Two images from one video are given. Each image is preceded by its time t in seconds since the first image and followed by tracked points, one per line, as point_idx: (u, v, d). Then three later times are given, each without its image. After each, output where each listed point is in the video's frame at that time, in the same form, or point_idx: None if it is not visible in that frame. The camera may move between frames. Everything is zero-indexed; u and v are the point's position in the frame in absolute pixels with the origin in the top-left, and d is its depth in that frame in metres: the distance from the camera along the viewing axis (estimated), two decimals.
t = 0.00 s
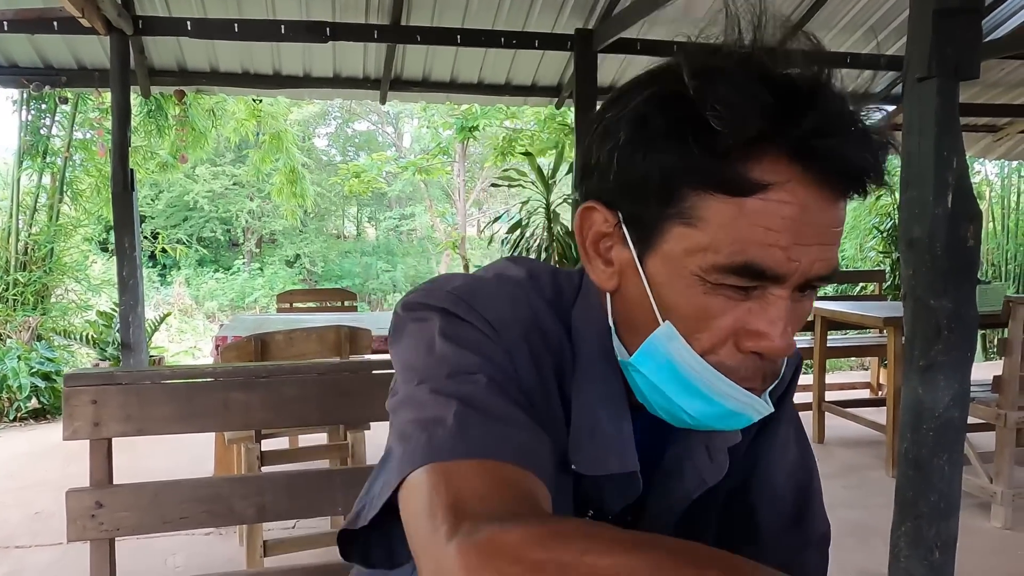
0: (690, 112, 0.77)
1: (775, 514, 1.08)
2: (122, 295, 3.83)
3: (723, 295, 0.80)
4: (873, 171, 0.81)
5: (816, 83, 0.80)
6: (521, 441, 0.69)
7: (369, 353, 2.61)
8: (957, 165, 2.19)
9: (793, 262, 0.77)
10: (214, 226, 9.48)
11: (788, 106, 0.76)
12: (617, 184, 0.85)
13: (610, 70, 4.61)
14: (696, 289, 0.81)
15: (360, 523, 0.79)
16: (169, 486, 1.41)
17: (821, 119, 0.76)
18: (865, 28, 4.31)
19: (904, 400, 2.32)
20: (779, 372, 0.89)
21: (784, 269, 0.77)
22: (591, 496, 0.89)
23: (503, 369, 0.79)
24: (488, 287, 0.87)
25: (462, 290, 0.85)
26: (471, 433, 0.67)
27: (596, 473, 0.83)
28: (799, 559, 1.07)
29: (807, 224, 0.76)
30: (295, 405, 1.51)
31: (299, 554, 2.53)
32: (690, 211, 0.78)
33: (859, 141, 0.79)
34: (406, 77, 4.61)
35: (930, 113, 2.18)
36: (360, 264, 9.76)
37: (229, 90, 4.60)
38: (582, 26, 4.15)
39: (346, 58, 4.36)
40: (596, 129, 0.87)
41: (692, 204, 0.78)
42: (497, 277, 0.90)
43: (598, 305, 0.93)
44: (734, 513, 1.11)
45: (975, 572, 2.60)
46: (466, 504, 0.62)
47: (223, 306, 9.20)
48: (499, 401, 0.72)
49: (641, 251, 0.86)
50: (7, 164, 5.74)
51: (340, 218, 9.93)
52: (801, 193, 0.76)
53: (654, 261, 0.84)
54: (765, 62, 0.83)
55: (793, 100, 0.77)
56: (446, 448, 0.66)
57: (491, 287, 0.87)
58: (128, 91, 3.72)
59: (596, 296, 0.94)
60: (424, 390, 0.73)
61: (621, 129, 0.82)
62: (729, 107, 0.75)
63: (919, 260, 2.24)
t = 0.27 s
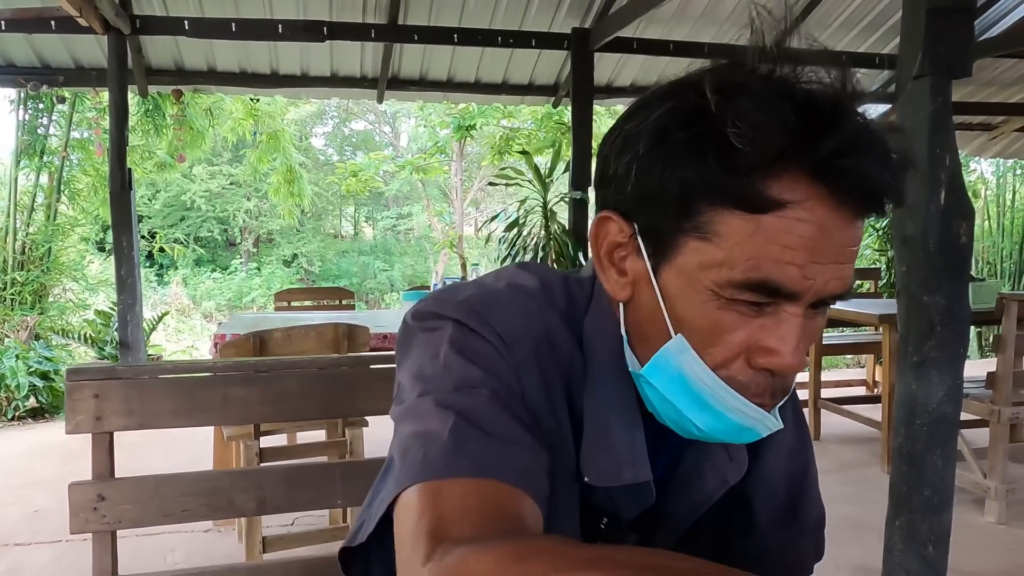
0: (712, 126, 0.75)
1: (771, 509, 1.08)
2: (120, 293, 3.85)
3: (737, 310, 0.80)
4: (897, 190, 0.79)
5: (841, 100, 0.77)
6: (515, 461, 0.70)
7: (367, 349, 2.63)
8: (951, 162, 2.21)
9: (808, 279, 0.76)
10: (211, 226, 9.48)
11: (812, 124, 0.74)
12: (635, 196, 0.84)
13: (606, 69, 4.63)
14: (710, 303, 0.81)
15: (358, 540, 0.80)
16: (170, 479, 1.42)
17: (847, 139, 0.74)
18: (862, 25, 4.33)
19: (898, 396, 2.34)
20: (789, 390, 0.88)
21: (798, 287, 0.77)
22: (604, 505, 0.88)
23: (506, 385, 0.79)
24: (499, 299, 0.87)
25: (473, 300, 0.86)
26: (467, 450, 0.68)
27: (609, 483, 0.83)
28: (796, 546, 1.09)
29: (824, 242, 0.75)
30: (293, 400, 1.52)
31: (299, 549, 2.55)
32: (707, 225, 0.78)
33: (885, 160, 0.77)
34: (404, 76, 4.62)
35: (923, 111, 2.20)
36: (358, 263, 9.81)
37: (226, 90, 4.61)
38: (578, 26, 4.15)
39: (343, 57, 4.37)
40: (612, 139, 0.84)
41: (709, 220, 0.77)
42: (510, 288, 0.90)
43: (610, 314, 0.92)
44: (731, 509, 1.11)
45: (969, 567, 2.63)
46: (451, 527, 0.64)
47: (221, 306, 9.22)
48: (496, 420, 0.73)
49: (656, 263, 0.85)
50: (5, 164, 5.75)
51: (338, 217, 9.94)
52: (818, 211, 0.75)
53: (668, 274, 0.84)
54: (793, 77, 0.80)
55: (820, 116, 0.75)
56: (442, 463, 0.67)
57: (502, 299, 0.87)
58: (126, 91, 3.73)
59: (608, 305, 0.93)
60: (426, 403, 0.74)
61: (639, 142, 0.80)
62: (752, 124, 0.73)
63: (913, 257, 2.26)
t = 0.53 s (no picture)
0: (703, 137, 0.76)
1: (769, 512, 1.09)
2: (117, 294, 3.84)
3: (729, 318, 0.80)
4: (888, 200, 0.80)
5: (830, 115, 0.79)
6: (496, 475, 0.71)
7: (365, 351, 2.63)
8: (946, 163, 2.21)
9: (799, 288, 0.77)
10: (208, 226, 9.47)
11: (802, 135, 0.75)
12: (629, 206, 0.85)
13: (604, 69, 4.63)
14: (702, 312, 0.82)
15: (350, 554, 0.81)
16: (169, 482, 1.42)
17: (836, 150, 0.75)
18: (858, 26, 4.34)
19: (894, 396, 2.35)
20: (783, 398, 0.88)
21: (789, 296, 0.77)
22: (600, 511, 0.89)
23: (496, 398, 0.80)
24: (493, 310, 0.86)
25: (467, 311, 0.85)
26: (450, 465, 0.70)
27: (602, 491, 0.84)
28: (792, 550, 1.10)
29: (814, 253, 0.76)
30: (292, 401, 1.52)
31: (296, 551, 2.55)
32: (699, 236, 0.78)
33: (876, 170, 0.78)
34: (401, 76, 4.62)
35: (919, 112, 2.21)
36: (355, 263, 9.79)
37: (223, 90, 4.61)
38: (576, 26, 4.15)
39: (340, 57, 4.36)
40: (608, 149, 0.85)
41: (701, 229, 0.78)
42: (506, 297, 0.89)
43: (606, 323, 0.92)
44: (727, 511, 1.11)
45: (964, 566, 2.64)
46: (420, 542, 0.66)
47: (218, 306, 9.21)
48: (483, 434, 0.74)
49: (650, 272, 0.86)
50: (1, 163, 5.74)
51: (335, 217, 9.92)
52: (809, 221, 0.76)
53: (661, 283, 0.84)
54: (783, 89, 0.82)
55: (809, 128, 0.76)
56: (426, 479, 0.69)
57: (497, 309, 0.87)
58: (122, 91, 3.72)
59: (604, 312, 0.93)
60: (416, 416, 0.75)
61: (633, 153, 0.80)
62: (741, 136, 0.74)
63: (909, 257, 2.28)
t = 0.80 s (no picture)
0: (703, 133, 0.75)
1: (771, 511, 1.08)
2: (114, 292, 3.82)
3: (730, 314, 0.80)
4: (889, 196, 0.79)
5: (830, 111, 0.78)
6: (493, 469, 0.70)
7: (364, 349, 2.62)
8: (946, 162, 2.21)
9: (799, 284, 0.77)
10: (205, 223, 9.44)
11: (802, 131, 0.75)
12: (630, 202, 0.84)
13: (602, 66, 4.62)
14: (703, 308, 0.81)
15: (347, 547, 0.80)
16: (168, 481, 1.42)
17: (836, 145, 0.75)
18: (857, 23, 4.33)
19: (894, 394, 2.35)
20: (783, 395, 0.87)
21: (790, 291, 0.77)
22: (600, 507, 0.88)
23: (494, 393, 0.79)
24: (494, 306, 0.86)
25: (467, 307, 0.85)
26: (446, 459, 0.69)
27: (603, 487, 0.83)
28: (795, 550, 1.09)
29: (815, 248, 0.76)
30: (292, 400, 1.52)
31: (295, 549, 2.54)
32: (701, 231, 0.78)
33: (876, 167, 0.77)
34: (399, 73, 4.60)
35: (919, 110, 2.21)
36: (352, 260, 9.78)
37: (220, 87, 4.58)
38: (574, 23, 4.13)
39: (338, 53, 4.34)
40: (609, 146, 0.84)
41: (702, 224, 0.77)
42: (506, 294, 0.89)
43: (607, 320, 0.91)
44: (729, 510, 1.11)
45: (963, 564, 2.64)
46: (414, 534, 0.65)
47: (215, 303, 9.18)
48: (480, 427, 0.73)
49: (651, 268, 0.85)
50: None
51: (332, 214, 9.89)
52: (810, 216, 0.75)
53: (662, 279, 0.84)
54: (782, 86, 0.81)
55: (809, 125, 0.76)
56: (421, 473, 0.69)
57: (497, 305, 0.86)
58: (119, 87, 3.70)
59: (605, 309, 0.93)
60: (414, 410, 0.75)
61: (634, 150, 0.80)
62: (742, 131, 0.74)
63: (908, 255, 2.28)
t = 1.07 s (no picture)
0: (702, 122, 0.75)
1: (769, 505, 1.08)
2: (109, 289, 3.80)
3: (729, 306, 0.79)
4: (887, 186, 0.79)
5: (829, 99, 0.78)
6: (490, 470, 0.69)
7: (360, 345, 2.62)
8: (942, 158, 2.21)
9: (800, 275, 0.76)
10: (202, 221, 9.41)
11: (802, 120, 0.74)
12: (628, 193, 0.83)
13: (599, 64, 4.61)
14: (702, 300, 0.80)
15: (344, 548, 0.79)
16: (162, 478, 1.41)
17: (836, 135, 0.74)
18: (852, 22, 4.34)
19: (890, 391, 2.35)
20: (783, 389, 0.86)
21: (790, 283, 0.76)
22: (599, 503, 0.87)
23: (491, 392, 0.78)
24: (490, 302, 0.85)
25: (462, 303, 0.84)
26: (442, 461, 0.68)
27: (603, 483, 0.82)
28: (793, 545, 1.09)
29: (815, 238, 0.75)
30: (288, 396, 1.51)
31: (291, 547, 2.54)
32: (701, 223, 0.77)
33: (876, 156, 0.77)
34: (395, 70, 4.60)
35: (916, 105, 2.21)
36: (349, 258, 9.78)
37: (215, 84, 4.56)
38: (571, 20, 4.13)
39: (333, 50, 4.33)
40: (607, 138, 0.83)
41: (701, 215, 0.77)
42: (501, 290, 0.88)
43: (605, 314, 0.91)
44: (727, 507, 1.10)
45: (959, 560, 2.65)
46: (409, 545, 0.64)
47: (211, 302, 9.16)
48: (477, 428, 0.72)
49: (649, 260, 0.84)
50: None
51: (328, 212, 9.89)
52: (810, 206, 0.75)
53: (661, 272, 0.83)
54: (780, 75, 0.81)
55: (808, 115, 0.75)
56: (416, 478, 0.68)
57: (494, 302, 0.85)
58: (114, 84, 3.68)
59: (603, 303, 0.92)
60: (408, 411, 0.74)
61: (633, 140, 0.79)
62: (741, 119, 0.73)
63: (905, 252, 2.27)
